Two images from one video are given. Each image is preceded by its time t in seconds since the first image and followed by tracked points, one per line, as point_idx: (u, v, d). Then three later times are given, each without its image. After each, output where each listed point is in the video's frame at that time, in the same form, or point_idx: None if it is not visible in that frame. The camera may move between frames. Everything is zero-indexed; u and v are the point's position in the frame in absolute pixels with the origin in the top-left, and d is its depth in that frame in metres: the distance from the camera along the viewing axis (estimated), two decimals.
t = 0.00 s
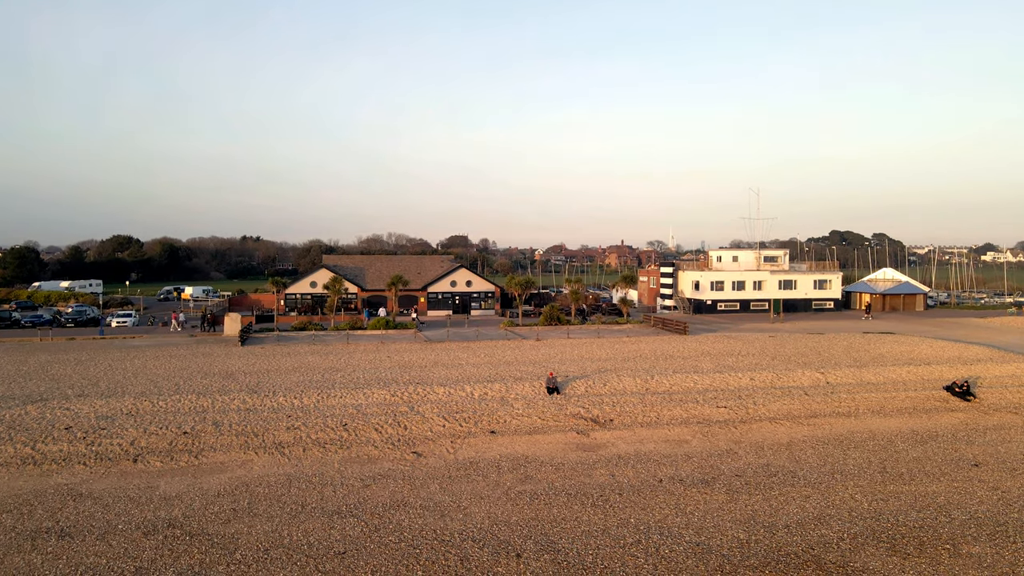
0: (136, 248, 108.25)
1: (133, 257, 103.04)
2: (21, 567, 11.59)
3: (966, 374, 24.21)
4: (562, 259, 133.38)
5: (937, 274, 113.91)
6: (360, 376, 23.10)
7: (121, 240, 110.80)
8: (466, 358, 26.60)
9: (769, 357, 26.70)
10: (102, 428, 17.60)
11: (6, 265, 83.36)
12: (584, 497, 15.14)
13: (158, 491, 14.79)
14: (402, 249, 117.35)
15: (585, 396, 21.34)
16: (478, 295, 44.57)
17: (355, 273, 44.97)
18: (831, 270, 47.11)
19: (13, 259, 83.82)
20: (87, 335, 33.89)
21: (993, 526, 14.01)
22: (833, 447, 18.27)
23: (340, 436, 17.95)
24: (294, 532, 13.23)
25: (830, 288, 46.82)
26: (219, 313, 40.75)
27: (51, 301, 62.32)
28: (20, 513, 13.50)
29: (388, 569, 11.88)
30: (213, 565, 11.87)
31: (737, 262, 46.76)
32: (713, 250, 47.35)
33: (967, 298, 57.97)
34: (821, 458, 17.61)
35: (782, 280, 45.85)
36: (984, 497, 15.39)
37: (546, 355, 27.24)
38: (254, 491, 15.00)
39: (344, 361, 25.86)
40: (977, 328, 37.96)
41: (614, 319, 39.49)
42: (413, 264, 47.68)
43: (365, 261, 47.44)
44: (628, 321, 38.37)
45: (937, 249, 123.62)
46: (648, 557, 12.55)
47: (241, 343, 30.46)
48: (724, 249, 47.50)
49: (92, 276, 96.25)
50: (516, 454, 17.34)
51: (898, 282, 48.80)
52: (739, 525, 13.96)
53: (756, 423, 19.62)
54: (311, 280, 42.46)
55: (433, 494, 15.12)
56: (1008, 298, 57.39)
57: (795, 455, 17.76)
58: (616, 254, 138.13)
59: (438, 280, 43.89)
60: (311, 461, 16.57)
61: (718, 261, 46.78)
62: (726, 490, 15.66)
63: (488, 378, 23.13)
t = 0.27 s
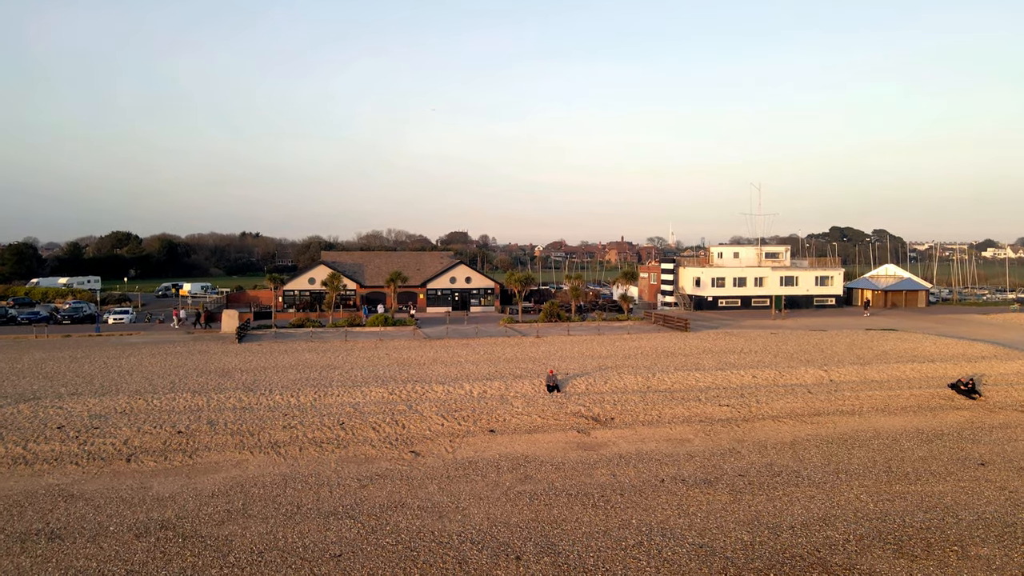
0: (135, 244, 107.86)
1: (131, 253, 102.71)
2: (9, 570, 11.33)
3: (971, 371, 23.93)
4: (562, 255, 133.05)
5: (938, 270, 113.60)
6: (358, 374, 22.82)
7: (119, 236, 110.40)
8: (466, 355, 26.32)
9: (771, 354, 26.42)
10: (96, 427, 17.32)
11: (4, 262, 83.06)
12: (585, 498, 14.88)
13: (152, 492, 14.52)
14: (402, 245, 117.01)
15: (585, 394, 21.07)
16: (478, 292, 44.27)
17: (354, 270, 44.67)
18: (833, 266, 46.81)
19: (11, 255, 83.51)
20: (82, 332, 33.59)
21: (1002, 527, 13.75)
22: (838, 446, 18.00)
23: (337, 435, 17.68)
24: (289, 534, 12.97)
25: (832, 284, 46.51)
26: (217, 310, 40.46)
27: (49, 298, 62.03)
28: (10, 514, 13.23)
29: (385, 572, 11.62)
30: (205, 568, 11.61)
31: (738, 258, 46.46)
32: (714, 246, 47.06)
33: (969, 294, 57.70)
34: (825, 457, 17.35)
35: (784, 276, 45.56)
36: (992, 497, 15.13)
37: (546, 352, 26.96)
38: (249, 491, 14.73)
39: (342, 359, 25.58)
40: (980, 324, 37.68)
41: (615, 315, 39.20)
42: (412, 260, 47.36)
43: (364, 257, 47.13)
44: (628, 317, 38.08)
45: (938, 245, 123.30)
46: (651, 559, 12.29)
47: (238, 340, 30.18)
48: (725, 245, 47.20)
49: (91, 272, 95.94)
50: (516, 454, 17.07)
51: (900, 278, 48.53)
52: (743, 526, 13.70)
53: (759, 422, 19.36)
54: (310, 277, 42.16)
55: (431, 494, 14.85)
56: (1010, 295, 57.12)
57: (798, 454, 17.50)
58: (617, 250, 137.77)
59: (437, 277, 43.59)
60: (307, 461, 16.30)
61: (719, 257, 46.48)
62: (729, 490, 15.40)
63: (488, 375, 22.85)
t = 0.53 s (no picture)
0: (133, 242, 107.40)
1: (129, 251, 102.23)
2: None
3: (978, 370, 23.57)
4: (562, 253, 132.64)
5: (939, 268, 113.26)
6: (354, 373, 22.44)
7: (117, 234, 109.94)
8: (465, 354, 25.95)
9: (774, 353, 26.06)
10: (86, 428, 16.95)
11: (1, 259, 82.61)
12: (586, 501, 14.51)
13: (142, 495, 14.15)
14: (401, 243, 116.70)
15: (586, 394, 20.69)
16: (477, 290, 43.90)
17: (352, 267, 44.27)
18: (835, 264, 46.42)
19: (7, 253, 83.05)
20: (77, 330, 33.22)
21: (1013, 532, 13.40)
22: (844, 448, 17.64)
23: (333, 436, 17.30)
24: (282, 539, 12.60)
25: (834, 282, 46.14)
26: (214, 308, 40.05)
27: (45, 295, 61.60)
28: None
29: None
30: None
31: (740, 256, 46.10)
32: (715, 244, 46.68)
33: (971, 292, 57.30)
34: (831, 458, 16.99)
35: (785, 274, 45.19)
36: (1002, 500, 14.77)
37: (546, 351, 26.59)
38: (242, 494, 14.36)
39: (339, 358, 25.21)
40: (984, 322, 37.32)
41: (615, 313, 38.83)
42: (411, 258, 46.97)
43: (362, 255, 46.73)
44: (629, 315, 37.71)
45: (939, 242, 122.97)
46: (654, 565, 11.93)
47: (234, 338, 29.79)
48: (727, 242, 46.81)
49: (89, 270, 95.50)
50: (515, 455, 16.69)
51: (903, 276, 48.16)
52: (748, 530, 13.34)
53: (763, 423, 18.99)
54: (307, 274, 41.79)
55: (428, 498, 14.49)
56: (1013, 292, 56.79)
57: (804, 456, 17.14)
58: (617, 247, 137.37)
59: (436, 274, 43.21)
60: (302, 463, 15.92)
61: (720, 255, 46.10)
62: (734, 492, 15.04)
63: (487, 375, 22.48)
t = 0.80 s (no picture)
0: (130, 240, 106.84)
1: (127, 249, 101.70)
2: None
3: (986, 370, 23.12)
4: (561, 251, 132.16)
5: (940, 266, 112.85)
6: (350, 374, 21.96)
7: (114, 232, 109.36)
8: (463, 354, 25.47)
9: (778, 353, 25.61)
10: (73, 430, 16.47)
11: None
12: (588, 506, 14.05)
13: (129, 501, 13.69)
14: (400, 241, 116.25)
15: (587, 395, 20.22)
16: (476, 288, 43.42)
17: (350, 265, 43.78)
18: (838, 262, 45.94)
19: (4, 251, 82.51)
20: (70, 329, 32.72)
21: None
22: (852, 450, 17.18)
23: (327, 439, 16.83)
24: (272, 547, 12.13)
25: (837, 280, 45.67)
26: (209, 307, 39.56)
27: (41, 294, 61.08)
28: None
29: None
30: None
31: (741, 254, 45.65)
32: (717, 242, 46.20)
33: (974, 290, 56.87)
34: (839, 462, 16.53)
35: (788, 272, 44.71)
36: (1017, 505, 14.32)
37: (545, 351, 26.13)
38: (232, 500, 13.89)
39: (335, 358, 24.72)
40: (990, 321, 36.87)
41: (616, 312, 38.38)
42: (409, 256, 46.49)
43: (360, 253, 46.22)
44: (630, 314, 37.25)
45: (940, 241, 122.62)
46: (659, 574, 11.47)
47: (229, 338, 29.29)
48: (728, 240, 46.35)
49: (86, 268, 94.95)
50: (515, 459, 16.23)
51: (905, 274, 47.71)
52: (756, 537, 12.89)
53: (769, 424, 18.52)
54: (304, 273, 41.31)
55: (425, 503, 14.02)
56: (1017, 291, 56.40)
57: (811, 459, 16.68)
58: (616, 245, 136.91)
59: (435, 273, 42.73)
60: (295, 467, 15.46)
61: (722, 253, 45.64)
62: (740, 497, 14.58)
63: (486, 375, 22.01)
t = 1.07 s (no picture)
0: (128, 238, 106.23)
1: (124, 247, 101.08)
2: None
3: (997, 371, 22.60)
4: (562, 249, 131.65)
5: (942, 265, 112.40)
6: (346, 375, 21.40)
7: (111, 230, 108.70)
8: (462, 354, 24.92)
9: (783, 353, 25.08)
10: (57, 434, 15.91)
11: None
12: (590, 514, 13.50)
13: (112, 508, 13.13)
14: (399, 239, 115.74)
15: (589, 397, 19.67)
16: (475, 287, 42.87)
17: (347, 264, 43.21)
18: (841, 260, 45.37)
19: None
20: (62, 329, 32.17)
21: None
22: (863, 454, 16.63)
23: (320, 443, 16.27)
24: (261, 558, 11.57)
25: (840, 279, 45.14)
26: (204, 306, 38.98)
27: (35, 293, 60.44)
28: None
29: None
30: None
31: (744, 252, 45.12)
32: (719, 240, 45.66)
33: (978, 289, 56.38)
34: (850, 466, 15.99)
35: (791, 270, 44.15)
36: None
37: (546, 351, 25.58)
38: (220, 508, 13.33)
39: (331, 358, 24.16)
40: (996, 320, 36.36)
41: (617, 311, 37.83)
42: (408, 254, 45.93)
43: (357, 251, 45.66)
44: (631, 313, 36.72)
45: (941, 239, 122.21)
46: None
47: (223, 338, 28.73)
48: (730, 239, 45.82)
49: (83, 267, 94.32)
50: (514, 463, 15.68)
51: (910, 273, 47.15)
52: (766, 547, 12.35)
53: (776, 428, 17.98)
54: (301, 271, 40.74)
55: (421, 510, 13.47)
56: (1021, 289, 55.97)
57: (820, 464, 16.14)
58: (616, 244, 136.40)
59: (433, 271, 42.17)
60: (286, 472, 14.91)
61: (724, 251, 45.11)
62: (749, 504, 14.03)
63: (485, 376, 21.46)
